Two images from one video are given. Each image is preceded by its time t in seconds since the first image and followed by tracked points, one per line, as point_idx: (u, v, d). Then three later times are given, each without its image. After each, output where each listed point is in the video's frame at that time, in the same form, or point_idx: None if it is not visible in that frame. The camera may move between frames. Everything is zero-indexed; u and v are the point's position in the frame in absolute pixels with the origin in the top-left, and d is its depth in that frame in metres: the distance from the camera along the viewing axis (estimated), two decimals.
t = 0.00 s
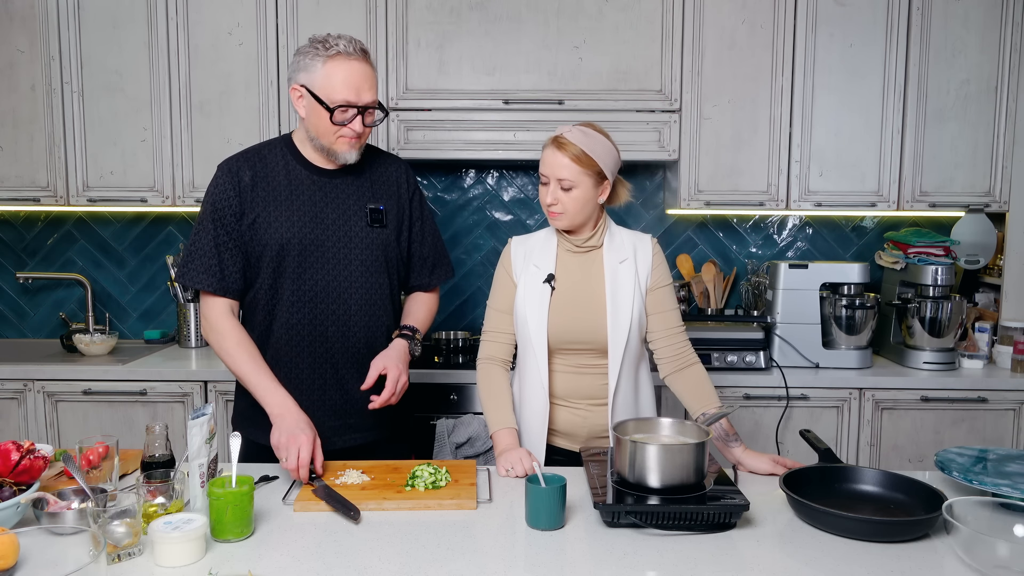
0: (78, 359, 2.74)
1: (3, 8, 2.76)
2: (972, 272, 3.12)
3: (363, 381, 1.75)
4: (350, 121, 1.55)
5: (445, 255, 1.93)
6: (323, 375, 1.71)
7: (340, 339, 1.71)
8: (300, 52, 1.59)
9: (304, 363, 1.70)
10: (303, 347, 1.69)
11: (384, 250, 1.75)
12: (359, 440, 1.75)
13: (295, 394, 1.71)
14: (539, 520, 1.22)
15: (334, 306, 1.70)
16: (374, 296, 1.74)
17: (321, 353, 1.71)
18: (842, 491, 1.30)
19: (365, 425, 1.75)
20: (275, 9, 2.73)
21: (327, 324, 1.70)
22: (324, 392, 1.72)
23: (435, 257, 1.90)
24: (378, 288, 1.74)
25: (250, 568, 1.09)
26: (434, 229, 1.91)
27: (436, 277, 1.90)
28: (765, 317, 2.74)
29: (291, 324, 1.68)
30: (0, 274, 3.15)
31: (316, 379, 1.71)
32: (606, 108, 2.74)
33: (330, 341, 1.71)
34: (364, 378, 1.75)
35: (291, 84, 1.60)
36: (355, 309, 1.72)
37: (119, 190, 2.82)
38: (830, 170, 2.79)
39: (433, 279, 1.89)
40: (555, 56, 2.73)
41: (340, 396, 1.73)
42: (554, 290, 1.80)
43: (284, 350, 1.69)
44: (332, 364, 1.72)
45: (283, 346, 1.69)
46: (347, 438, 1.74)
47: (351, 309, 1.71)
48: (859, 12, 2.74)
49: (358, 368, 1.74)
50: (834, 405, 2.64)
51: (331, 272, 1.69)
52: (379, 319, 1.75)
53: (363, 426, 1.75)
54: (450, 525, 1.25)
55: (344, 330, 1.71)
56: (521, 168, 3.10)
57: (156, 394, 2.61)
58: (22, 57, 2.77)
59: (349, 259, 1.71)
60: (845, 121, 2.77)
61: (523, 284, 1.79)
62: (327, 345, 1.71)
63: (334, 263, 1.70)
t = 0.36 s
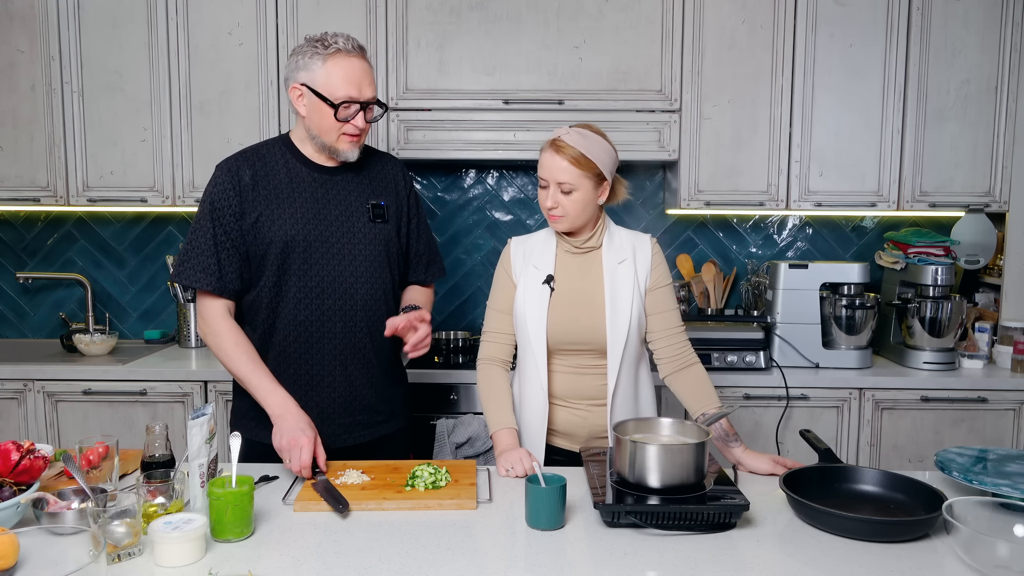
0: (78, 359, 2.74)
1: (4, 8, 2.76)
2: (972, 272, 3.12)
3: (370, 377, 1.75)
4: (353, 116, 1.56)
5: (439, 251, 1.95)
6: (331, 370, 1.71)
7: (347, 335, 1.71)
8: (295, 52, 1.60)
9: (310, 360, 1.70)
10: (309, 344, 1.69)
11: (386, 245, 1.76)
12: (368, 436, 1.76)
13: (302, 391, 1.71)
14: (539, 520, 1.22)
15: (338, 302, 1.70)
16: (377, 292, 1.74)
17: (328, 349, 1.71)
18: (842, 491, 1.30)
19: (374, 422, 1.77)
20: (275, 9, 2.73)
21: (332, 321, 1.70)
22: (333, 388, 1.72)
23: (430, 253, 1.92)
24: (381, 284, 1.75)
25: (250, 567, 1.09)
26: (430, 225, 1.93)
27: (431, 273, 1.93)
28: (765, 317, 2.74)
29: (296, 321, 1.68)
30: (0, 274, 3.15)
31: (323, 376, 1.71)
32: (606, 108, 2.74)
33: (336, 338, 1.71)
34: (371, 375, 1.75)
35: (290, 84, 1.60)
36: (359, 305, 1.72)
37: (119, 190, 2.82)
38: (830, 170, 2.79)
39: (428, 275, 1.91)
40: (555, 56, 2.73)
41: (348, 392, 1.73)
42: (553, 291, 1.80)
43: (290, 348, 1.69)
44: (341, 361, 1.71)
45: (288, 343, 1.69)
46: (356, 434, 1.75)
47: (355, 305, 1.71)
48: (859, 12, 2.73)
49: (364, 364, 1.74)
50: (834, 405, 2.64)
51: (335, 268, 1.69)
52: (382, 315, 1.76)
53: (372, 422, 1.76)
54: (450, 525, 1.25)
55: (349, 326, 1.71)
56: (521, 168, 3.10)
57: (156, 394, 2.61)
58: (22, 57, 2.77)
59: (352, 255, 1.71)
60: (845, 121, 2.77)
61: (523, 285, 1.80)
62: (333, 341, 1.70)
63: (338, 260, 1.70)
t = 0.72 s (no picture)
0: (78, 359, 2.74)
1: (3, 8, 2.76)
2: (972, 272, 3.12)
3: (371, 376, 1.76)
4: (350, 121, 1.56)
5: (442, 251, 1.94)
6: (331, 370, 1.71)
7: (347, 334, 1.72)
8: (298, 51, 1.60)
9: (310, 360, 1.71)
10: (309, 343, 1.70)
11: (385, 244, 1.76)
12: (370, 436, 1.76)
13: (302, 391, 1.71)
14: (539, 520, 1.22)
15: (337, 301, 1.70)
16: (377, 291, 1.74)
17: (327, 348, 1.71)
18: (842, 491, 1.30)
19: (376, 422, 1.77)
20: (275, 9, 2.73)
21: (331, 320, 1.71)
22: (333, 388, 1.72)
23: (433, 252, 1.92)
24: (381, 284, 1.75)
25: (250, 567, 1.09)
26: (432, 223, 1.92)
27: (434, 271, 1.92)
28: (765, 317, 2.74)
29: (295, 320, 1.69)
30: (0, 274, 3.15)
31: (324, 376, 1.72)
32: (606, 108, 2.74)
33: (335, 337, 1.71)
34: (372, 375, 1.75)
35: (291, 83, 1.61)
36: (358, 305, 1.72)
37: (119, 190, 2.82)
38: (830, 170, 2.79)
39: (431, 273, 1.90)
40: (555, 56, 2.73)
41: (348, 393, 1.73)
42: (553, 292, 1.80)
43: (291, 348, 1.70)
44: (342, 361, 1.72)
45: (289, 342, 1.70)
46: (358, 434, 1.75)
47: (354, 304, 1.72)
48: (858, 12, 2.73)
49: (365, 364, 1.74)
50: (834, 405, 2.64)
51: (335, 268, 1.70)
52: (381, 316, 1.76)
53: (374, 422, 1.76)
54: (450, 525, 1.25)
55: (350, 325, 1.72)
56: (521, 168, 3.10)
57: (156, 394, 2.61)
58: (22, 56, 2.77)
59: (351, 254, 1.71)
60: (845, 121, 2.77)
61: (522, 287, 1.79)
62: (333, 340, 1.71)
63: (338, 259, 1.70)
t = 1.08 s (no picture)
0: (78, 359, 2.74)
1: (4, 8, 2.76)
2: (972, 272, 3.12)
3: (365, 379, 1.75)
4: (347, 123, 1.55)
5: (443, 252, 1.94)
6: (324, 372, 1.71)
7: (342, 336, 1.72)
8: (300, 50, 1.59)
9: (303, 361, 1.71)
10: (305, 344, 1.70)
11: (384, 247, 1.76)
12: (363, 438, 1.76)
13: (295, 391, 1.71)
14: (539, 520, 1.22)
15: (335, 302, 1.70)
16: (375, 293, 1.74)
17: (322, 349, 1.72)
18: (842, 491, 1.30)
19: (370, 424, 1.76)
20: (275, 9, 2.73)
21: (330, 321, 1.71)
22: (325, 389, 1.72)
23: (434, 254, 1.91)
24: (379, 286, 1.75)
25: (250, 567, 1.09)
26: (433, 225, 1.92)
27: (436, 275, 1.92)
28: (765, 318, 2.74)
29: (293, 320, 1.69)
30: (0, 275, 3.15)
31: (317, 378, 1.71)
32: (606, 108, 2.73)
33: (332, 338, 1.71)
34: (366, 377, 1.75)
35: (291, 81, 1.60)
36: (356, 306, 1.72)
37: (119, 190, 2.82)
38: (830, 170, 2.79)
39: (431, 277, 1.90)
40: (555, 56, 2.73)
41: (341, 394, 1.73)
42: (556, 292, 1.79)
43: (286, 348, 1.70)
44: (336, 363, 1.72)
45: (286, 344, 1.70)
46: (350, 436, 1.74)
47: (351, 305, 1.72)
48: (859, 12, 2.73)
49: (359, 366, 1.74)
50: (834, 405, 2.64)
51: (333, 269, 1.70)
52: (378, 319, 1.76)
53: (368, 425, 1.76)
54: (450, 525, 1.25)
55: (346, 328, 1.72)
56: (521, 168, 3.10)
57: (156, 394, 2.61)
58: (22, 57, 2.77)
59: (349, 256, 1.71)
60: (845, 121, 2.77)
61: (525, 288, 1.79)
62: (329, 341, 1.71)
63: (336, 260, 1.70)
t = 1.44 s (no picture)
0: (78, 359, 2.74)
1: (3, 8, 2.76)
2: (972, 272, 3.12)
3: (381, 386, 1.75)
4: (353, 132, 1.53)
5: (449, 251, 1.95)
6: (345, 379, 1.71)
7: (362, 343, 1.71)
8: (318, 51, 1.56)
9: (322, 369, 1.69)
10: (323, 353, 1.69)
11: (400, 253, 1.76)
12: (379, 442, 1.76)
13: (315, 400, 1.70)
14: (539, 520, 1.22)
15: (354, 310, 1.70)
16: (392, 300, 1.74)
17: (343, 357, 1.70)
18: (842, 491, 1.30)
19: (385, 428, 1.77)
20: (275, 9, 2.73)
21: (349, 330, 1.70)
22: (347, 396, 1.72)
23: (440, 253, 1.92)
24: (395, 293, 1.75)
25: (249, 567, 1.09)
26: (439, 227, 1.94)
27: (440, 273, 1.93)
28: (765, 318, 2.74)
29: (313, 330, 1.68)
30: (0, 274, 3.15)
31: (336, 386, 1.70)
32: (606, 108, 2.73)
33: (352, 347, 1.71)
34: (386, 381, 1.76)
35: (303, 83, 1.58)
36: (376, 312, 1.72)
37: (119, 190, 2.82)
38: (830, 170, 2.79)
39: (438, 276, 1.91)
40: (555, 56, 2.73)
41: (362, 400, 1.73)
42: (588, 287, 1.80)
43: (302, 359, 1.68)
44: (356, 370, 1.71)
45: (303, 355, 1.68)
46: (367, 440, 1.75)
47: (370, 313, 1.71)
48: (859, 12, 2.73)
49: (380, 370, 1.74)
50: (834, 405, 2.64)
51: (351, 277, 1.69)
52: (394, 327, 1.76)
53: (383, 428, 1.76)
54: (450, 525, 1.25)
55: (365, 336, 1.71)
56: (521, 168, 3.10)
57: (156, 394, 2.61)
58: (22, 57, 2.77)
59: (368, 263, 1.71)
60: (845, 121, 2.77)
61: (556, 283, 1.80)
62: (351, 350, 1.71)
63: (354, 268, 1.69)
